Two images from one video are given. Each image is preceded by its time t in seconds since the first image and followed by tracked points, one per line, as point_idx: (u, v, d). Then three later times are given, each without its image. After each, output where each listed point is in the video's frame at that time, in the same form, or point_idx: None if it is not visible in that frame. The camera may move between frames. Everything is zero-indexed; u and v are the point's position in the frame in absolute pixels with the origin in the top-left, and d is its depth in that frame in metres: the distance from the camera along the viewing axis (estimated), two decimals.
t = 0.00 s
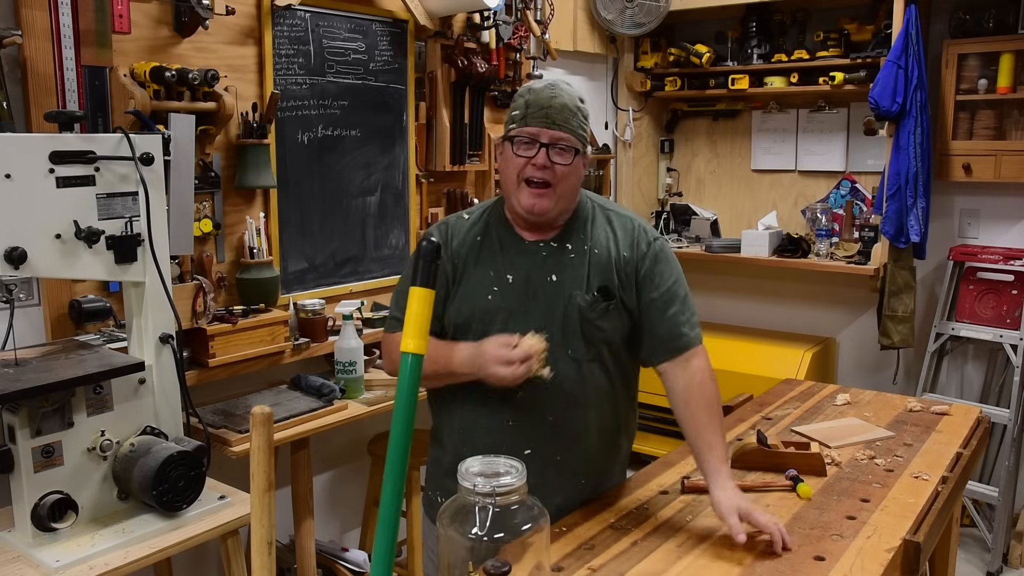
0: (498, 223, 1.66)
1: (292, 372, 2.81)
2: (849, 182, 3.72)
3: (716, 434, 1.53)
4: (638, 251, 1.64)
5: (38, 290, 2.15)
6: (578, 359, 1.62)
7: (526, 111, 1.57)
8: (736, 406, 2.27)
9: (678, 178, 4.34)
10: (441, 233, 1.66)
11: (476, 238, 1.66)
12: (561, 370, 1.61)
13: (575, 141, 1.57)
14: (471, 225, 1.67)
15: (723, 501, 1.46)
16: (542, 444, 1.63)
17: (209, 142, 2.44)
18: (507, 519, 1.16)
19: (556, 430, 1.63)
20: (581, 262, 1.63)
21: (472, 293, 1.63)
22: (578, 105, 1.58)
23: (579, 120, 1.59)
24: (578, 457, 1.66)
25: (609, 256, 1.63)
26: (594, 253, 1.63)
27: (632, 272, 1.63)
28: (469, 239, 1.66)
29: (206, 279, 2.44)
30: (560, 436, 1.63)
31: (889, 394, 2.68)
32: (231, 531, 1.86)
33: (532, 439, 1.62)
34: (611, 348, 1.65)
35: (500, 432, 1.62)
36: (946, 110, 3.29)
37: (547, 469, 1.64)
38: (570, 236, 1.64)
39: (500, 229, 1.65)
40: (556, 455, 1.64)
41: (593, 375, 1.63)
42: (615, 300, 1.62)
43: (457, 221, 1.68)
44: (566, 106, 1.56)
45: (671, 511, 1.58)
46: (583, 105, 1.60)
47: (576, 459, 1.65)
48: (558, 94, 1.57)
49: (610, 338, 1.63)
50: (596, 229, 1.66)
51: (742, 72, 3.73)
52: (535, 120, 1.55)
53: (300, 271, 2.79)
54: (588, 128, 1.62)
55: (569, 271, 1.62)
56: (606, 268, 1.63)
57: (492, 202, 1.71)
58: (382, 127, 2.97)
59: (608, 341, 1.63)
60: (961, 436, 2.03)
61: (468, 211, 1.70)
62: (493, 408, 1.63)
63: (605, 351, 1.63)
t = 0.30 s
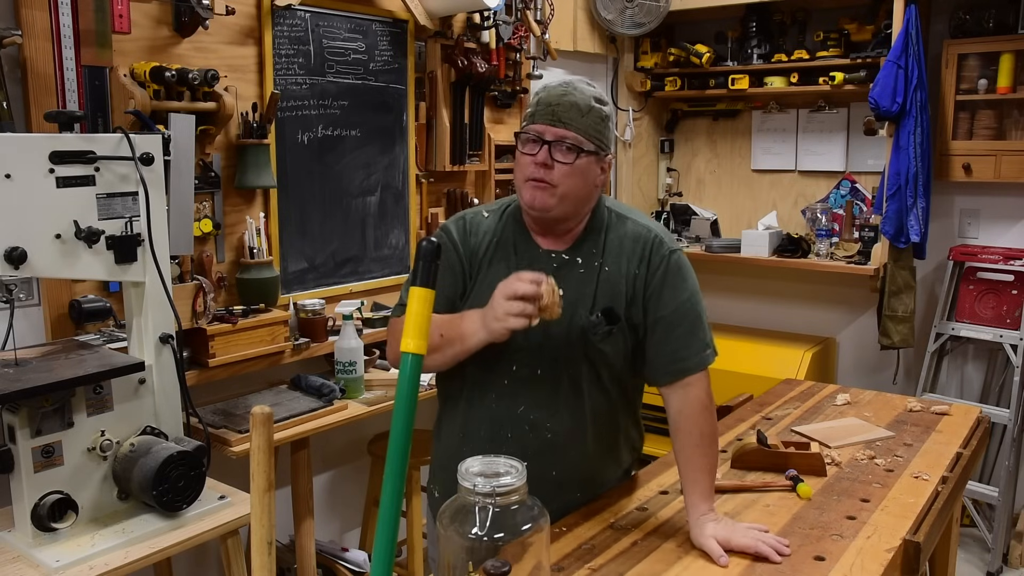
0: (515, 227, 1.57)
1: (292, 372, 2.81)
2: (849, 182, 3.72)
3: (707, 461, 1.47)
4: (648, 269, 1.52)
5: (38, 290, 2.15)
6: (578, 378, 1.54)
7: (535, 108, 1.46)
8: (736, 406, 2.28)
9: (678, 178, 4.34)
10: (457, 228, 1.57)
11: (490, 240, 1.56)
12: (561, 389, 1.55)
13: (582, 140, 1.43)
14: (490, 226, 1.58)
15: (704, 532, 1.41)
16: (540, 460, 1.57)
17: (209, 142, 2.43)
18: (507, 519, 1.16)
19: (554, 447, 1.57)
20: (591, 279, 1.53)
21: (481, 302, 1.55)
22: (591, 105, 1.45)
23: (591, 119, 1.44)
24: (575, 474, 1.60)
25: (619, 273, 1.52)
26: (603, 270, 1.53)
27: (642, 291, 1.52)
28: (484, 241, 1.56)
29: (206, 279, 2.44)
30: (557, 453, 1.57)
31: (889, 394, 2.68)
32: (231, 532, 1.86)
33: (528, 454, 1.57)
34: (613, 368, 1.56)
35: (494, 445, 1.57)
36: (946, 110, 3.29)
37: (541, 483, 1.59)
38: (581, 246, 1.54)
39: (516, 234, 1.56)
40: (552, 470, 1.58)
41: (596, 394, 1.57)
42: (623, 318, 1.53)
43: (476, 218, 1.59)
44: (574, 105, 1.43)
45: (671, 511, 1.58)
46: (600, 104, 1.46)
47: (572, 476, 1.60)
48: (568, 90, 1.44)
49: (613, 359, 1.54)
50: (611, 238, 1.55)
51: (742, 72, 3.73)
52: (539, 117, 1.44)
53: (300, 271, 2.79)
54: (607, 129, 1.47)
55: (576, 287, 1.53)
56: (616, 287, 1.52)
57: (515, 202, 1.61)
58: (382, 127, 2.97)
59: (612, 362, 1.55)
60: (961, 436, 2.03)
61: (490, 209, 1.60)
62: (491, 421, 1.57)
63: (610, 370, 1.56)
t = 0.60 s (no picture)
0: (519, 236, 1.58)
1: (292, 372, 2.81)
2: (849, 182, 3.72)
3: (710, 464, 1.46)
4: (649, 268, 1.50)
5: (38, 290, 2.15)
6: (582, 384, 1.53)
7: (517, 122, 1.47)
8: (736, 406, 2.28)
9: (678, 178, 4.34)
10: (464, 240, 1.60)
11: (495, 251, 1.58)
12: (564, 396, 1.54)
13: (565, 143, 1.41)
14: (495, 236, 1.59)
15: (703, 535, 1.41)
16: (545, 469, 1.56)
17: (209, 142, 2.43)
18: (507, 519, 1.16)
19: (560, 456, 1.56)
20: (593, 283, 1.52)
21: (486, 312, 1.58)
22: (569, 107, 1.42)
23: (572, 121, 1.42)
24: (581, 482, 1.59)
25: (622, 275, 1.51)
26: (605, 273, 1.52)
27: (644, 292, 1.51)
28: (488, 251, 1.58)
29: (206, 279, 2.44)
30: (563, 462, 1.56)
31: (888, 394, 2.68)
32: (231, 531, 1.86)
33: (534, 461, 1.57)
34: (620, 374, 1.54)
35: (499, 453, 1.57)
36: (946, 110, 3.29)
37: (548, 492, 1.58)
38: (584, 252, 1.53)
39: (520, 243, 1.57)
40: (557, 479, 1.56)
41: (602, 401, 1.55)
42: (627, 321, 1.51)
43: (483, 228, 1.60)
44: (551, 110, 1.42)
45: (670, 511, 1.58)
46: (579, 104, 1.43)
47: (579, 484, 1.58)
48: (545, 98, 1.43)
49: (618, 363, 1.53)
50: (613, 238, 1.53)
51: (742, 72, 3.73)
52: (521, 130, 1.44)
53: (300, 271, 2.79)
54: (593, 128, 1.44)
55: (578, 292, 1.53)
56: (619, 290, 1.51)
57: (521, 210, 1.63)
58: (382, 127, 2.97)
59: (617, 367, 1.53)
60: (961, 436, 2.03)
61: (496, 218, 1.62)
62: (496, 429, 1.57)
63: (615, 375, 1.53)
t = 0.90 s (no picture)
0: (520, 244, 1.58)
1: (292, 372, 2.81)
2: (849, 182, 3.72)
3: (712, 463, 1.46)
4: (654, 267, 1.50)
5: (38, 290, 2.15)
6: (590, 388, 1.52)
7: (511, 132, 1.46)
8: (736, 406, 2.28)
9: (678, 178, 4.34)
10: (464, 252, 1.60)
11: (496, 260, 1.59)
12: (571, 401, 1.53)
13: (565, 149, 1.42)
14: (495, 246, 1.60)
15: (702, 535, 1.42)
16: (554, 475, 1.55)
17: (209, 142, 2.43)
18: (507, 519, 1.16)
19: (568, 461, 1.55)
20: (597, 286, 1.52)
21: (490, 320, 1.57)
22: (564, 112, 1.43)
23: (569, 126, 1.43)
24: (588, 485, 1.57)
25: (626, 277, 1.51)
26: (609, 275, 1.51)
27: (649, 293, 1.51)
28: (490, 261, 1.58)
29: (206, 279, 2.44)
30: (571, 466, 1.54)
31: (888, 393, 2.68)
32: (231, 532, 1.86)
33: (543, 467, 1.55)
34: (628, 377, 1.53)
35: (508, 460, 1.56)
36: (946, 110, 3.29)
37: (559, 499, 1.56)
38: (587, 254, 1.53)
39: (522, 251, 1.57)
40: (563, 482, 1.55)
41: (610, 405, 1.53)
42: (633, 322, 1.51)
43: (483, 240, 1.61)
44: (547, 116, 1.42)
45: (670, 511, 1.58)
46: (573, 109, 1.44)
47: (586, 488, 1.57)
48: (540, 105, 1.43)
49: (626, 365, 1.52)
50: (615, 240, 1.53)
51: (743, 72, 3.73)
52: (518, 139, 1.44)
53: (300, 271, 2.79)
54: (588, 131, 1.45)
55: (583, 296, 1.52)
56: (624, 291, 1.51)
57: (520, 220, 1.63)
58: (382, 127, 2.97)
59: (625, 369, 1.52)
60: (962, 436, 2.03)
61: (495, 229, 1.62)
62: (504, 435, 1.56)
63: (624, 378, 1.52)
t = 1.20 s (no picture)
0: (528, 243, 1.58)
1: (292, 372, 2.81)
2: (849, 182, 3.72)
3: (714, 464, 1.46)
4: (663, 265, 1.50)
5: (38, 290, 2.15)
6: (599, 386, 1.52)
7: (522, 131, 1.45)
8: (736, 406, 2.28)
9: (678, 178, 4.34)
10: (471, 252, 1.60)
11: (503, 258, 1.58)
12: (580, 399, 1.52)
13: (578, 146, 1.42)
14: (502, 245, 1.60)
15: (700, 532, 1.42)
16: (561, 476, 1.53)
17: (209, 142, 2.43)
18: (507, 519, 1.15)
19: (575, 462, 1.53)
20: (607, 284, 1.52)
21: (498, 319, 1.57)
22: (575, 110, 1.42)
23: (580, 124, 1.42)
24: (594, 487, 1.56)
25: (636, 275, 1.51)
26: (618, 272, 1.51)
27: (658, 290, 1.51)
28: (497, 260, 1.58)
29: (206, 279, 2.44)
30: (578, 467, 1.53)
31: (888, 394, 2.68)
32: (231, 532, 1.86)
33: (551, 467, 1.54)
34: (637, 375, 1.53)
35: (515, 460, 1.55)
36: (946, 110, 3.29)
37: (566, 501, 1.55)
38: (596, 253, 1.53)
39: (530, 249, 1.57)
40: (570, 483, 1.54)
41: (617, 404, 1.53)
42: (643, 320, 1.51)
43: (490, 240, 1.61)
44: (559, 114, 1.41)
45: (670, 511, 1.58)
46: (582, 107, 1.44)
47: (591, 489, 1.55)
48: (550, 104, 1.42)
49: (635, 364, 1.51)
50: (624, 239, 1.53)
51: (742, 72, 3.73)
52: (530, 138, 1.43)
53: (300, 271, 2.79)
54: (597, 128, 1.46)
55: (592, 294, 1.52)
56: (633, 289, 1.51)
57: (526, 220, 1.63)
58: (382, 127, 2.97)
59: (634, 368, 1.52)
60: (961, 436, 2.03)
61: (502, 229, 1.62)
62: (512, 436, 1.55)
63: (633, 376, 1.52)
